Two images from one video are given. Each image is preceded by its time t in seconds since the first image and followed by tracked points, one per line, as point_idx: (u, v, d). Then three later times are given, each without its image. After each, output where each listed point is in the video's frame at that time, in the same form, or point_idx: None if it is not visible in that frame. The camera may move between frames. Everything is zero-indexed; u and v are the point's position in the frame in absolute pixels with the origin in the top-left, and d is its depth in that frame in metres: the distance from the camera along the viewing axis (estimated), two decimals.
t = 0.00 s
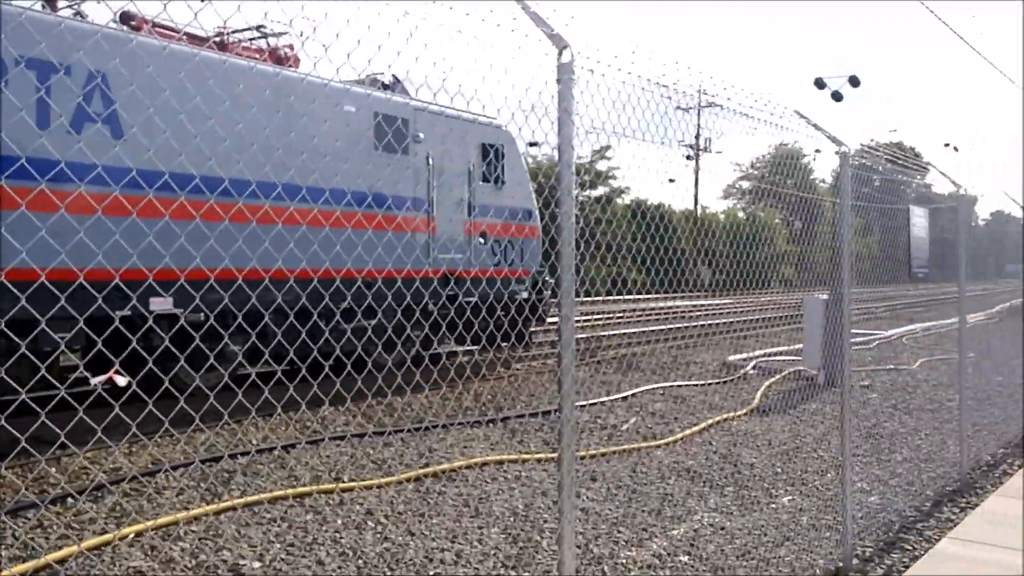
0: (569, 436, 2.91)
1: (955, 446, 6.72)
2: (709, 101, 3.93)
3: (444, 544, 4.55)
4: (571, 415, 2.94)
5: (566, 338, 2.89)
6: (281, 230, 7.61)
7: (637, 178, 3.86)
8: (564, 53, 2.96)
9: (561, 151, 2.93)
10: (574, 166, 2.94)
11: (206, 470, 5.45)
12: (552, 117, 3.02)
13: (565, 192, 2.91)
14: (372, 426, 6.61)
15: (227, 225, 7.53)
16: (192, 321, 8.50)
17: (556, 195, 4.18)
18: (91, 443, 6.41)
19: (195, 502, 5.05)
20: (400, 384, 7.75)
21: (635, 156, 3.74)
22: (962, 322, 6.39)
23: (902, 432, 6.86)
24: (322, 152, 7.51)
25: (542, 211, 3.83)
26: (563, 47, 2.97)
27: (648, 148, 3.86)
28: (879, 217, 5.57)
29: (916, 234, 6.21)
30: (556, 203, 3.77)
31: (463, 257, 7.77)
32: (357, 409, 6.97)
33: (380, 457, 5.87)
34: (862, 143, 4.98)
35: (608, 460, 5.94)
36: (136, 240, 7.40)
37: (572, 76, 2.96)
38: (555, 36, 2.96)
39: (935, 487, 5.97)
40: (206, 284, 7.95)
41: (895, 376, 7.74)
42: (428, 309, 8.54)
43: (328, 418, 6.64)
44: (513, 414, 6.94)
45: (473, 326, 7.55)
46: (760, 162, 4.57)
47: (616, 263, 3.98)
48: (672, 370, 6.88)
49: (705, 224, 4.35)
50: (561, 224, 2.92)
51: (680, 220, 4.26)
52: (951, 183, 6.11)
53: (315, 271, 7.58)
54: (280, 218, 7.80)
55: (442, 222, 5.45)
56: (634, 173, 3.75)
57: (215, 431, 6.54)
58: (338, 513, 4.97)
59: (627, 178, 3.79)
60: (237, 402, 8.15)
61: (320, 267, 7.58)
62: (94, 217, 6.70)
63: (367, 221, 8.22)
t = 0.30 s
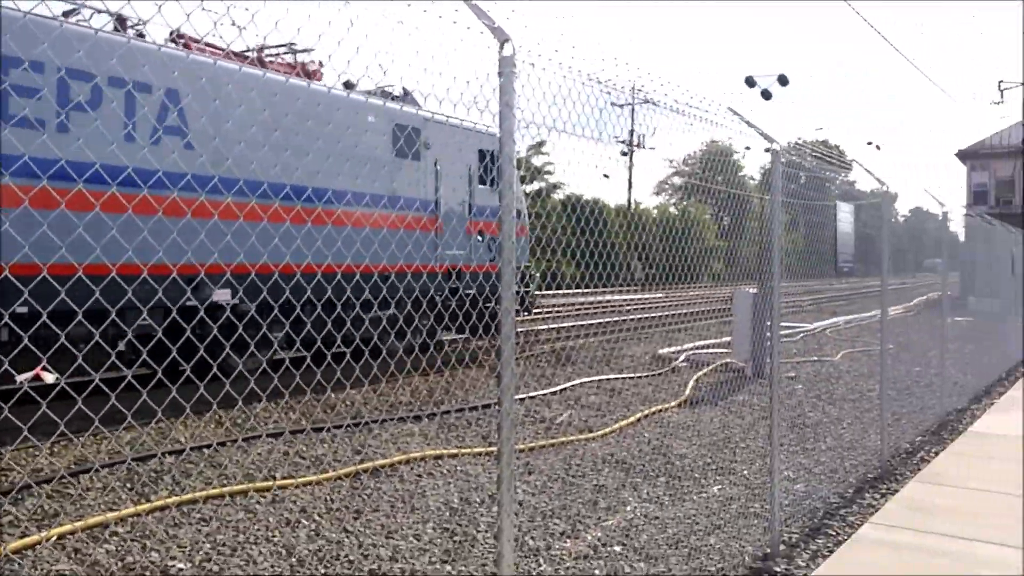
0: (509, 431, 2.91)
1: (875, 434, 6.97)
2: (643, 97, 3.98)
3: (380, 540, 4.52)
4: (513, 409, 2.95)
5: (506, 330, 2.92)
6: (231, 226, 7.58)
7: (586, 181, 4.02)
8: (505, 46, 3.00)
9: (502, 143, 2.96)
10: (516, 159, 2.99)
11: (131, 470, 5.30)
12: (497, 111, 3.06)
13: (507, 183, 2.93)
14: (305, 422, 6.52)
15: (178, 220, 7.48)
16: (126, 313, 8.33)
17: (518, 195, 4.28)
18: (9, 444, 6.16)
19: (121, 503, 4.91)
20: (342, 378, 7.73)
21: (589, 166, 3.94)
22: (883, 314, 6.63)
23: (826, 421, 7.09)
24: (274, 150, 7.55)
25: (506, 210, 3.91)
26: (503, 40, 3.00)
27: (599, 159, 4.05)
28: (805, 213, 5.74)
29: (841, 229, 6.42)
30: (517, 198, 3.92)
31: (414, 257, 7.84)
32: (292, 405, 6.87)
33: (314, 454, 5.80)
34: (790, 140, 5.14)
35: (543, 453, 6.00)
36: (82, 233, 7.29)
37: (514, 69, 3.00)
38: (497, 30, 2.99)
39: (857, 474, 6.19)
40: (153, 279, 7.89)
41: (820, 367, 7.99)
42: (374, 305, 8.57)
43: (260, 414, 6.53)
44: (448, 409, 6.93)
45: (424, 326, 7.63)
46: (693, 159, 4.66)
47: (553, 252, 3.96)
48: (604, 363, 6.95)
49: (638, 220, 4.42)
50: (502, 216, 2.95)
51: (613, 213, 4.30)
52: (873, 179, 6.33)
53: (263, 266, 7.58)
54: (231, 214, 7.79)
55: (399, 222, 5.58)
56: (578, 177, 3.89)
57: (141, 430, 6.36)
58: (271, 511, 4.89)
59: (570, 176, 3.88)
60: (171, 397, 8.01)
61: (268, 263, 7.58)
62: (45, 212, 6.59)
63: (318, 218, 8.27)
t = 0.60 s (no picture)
0: (475, 425, 2.92)
1: (833, 430, 7.10)
2: (609, 94, 3.98)
3: (342, 535, 4.50)
4: (479, 403, 2.95)
5: (474, 323, 2.91)
6: (199, 218, 7.52)
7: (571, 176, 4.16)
8: (475, 39, 2.99)
9: (471, 135, 2.95)
10: (485, 153, 2.98)
11: (88, 464, 5.21)
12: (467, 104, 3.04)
13: (474, 177, 2.92)
14: (267, 416, 6.46)
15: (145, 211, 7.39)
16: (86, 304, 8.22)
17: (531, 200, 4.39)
18: None
19: (77, 498, 4.84)
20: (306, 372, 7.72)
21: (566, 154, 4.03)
22: (843, 311, 6.76)
23: (785, 416, 7.19)
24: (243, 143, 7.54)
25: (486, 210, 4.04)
26: (474, 33, 2.99)
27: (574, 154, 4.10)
28: (769, 211, 5.82)
29: (804, 227, 6.51)
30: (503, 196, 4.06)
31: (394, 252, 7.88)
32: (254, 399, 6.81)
33: (276, 449, 5.75)
34: (755, 139, 5.22)
35: (508, 447, 6.02)
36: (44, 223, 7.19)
37: (484, 63, 2.99)
38: (468, 22, 2.98)
39: (816, 469, 6.30)
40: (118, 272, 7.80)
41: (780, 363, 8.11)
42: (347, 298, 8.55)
43: (221, 407, 6.45)
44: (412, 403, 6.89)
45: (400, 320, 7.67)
46: (658, 155, 4.70)
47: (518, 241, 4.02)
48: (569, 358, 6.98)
49: (603, 216, 4.43)
50: (470, 211, 2.94)
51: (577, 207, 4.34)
52: (835, 178, 6.44)
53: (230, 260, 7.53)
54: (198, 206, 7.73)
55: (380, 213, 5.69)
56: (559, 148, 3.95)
57: (98, 423, 6.26)
58: (231, 506, 4.84)
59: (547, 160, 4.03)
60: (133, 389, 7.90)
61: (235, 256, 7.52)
62: (11, 201, 6.49)
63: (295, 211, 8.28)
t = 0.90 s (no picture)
0: (463, 423, 2.92)
1: (820, 431, 7.13)
2: (602, 93, 3.98)
3: (328, 532, 4.50)
4: (469, 401, 2.95)
5: (465, 320, 2.91)
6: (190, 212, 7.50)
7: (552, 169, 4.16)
8: (471, 36, 2.98)
9: (464, 132, 2.94)
10: (478, 151, 2.97)
11: (73, 459, 5.19)
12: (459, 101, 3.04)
13: (468, 174, 2.91)
14: (255, 412, 6.44)
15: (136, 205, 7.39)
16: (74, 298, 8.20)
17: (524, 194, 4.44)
18: None
19: (62, 493, 4.82)
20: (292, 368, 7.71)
21: (555, 152, 4.04)
22: (832, 313, 6.80)
23: (773, 416, 7.22)
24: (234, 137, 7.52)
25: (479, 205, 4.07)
26: (469, 30, 2.99)
27: (565, 150, 4.11)
28: (759, 213, 5.84)
29: (795, 229, 6.54)
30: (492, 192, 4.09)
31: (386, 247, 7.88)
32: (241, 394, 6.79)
33: (263, 445, 5.73)
34: (746, 140, 5.23)
35: (495, 446, 6.05)
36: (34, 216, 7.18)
37: (478, 60, 2.98)
38: (463, 19, 2.97)
39: (802, 469, 6.34)
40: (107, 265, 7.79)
41: (769, 363, 8.13)
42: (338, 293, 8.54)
43: (208, 402, 6.43)
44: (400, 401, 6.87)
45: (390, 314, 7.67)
46: (648, 154, 4.71)
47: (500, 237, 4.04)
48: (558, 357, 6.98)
49: (592, 214, 4.43)
50: (462, 209, 2.93)
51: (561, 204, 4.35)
52: (826, 180, 6.46)
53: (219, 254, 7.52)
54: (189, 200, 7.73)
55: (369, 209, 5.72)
56: (550, 140, 3.97)
57: (84, 418, 6.23)
58: (218, 502, 4.83)
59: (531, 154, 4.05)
60: (120, 383, 7.87)
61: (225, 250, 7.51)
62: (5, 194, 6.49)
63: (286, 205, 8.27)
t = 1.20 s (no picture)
0: (463, 419, 2.92)
1: (817, 430, 7.14)
2: (599, 91, 3.97)
3: (325, 529, 4.50)
4: (467, 399, 2.95)
5: (464, 316, 2.90)
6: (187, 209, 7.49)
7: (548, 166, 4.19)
8: (469, 33, 2.98)
9: (463, 129, 2.94)
10: (478, 148, 2.97)
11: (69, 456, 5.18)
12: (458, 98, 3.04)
13: (467, 172, 2.92)
14: (253, 409, 6.44)
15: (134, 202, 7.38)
16: (70, 294, 8.19)
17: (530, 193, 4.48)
18: None
19: (59, 490, 4.82)
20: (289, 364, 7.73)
21: (552, 150, 4.07)
22: (829, 311, 6.81)
23: (770, 415, 7.22)
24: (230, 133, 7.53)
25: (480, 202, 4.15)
26: (468, 27, 2.98)
27: (560, 149, 4.13)
28: (756, 211, 5.84)
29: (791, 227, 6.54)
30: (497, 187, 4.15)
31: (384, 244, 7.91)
32: (238, 392, 6.78)
33: (260, 443, 5.73)
34: (743, 139, 5.24)
35: (493, 444, 6.06)
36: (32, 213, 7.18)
37: (477, 57, 2.98)
38: (462, 16, 2.96)
39: (798, 468, 6.35)
40: (104, 262, 7.79)
41: (766, 362, 8.13)
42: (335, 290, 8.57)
43: (205, 399, 6.43)
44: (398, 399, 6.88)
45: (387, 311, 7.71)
46: (646, 153, 4.71)
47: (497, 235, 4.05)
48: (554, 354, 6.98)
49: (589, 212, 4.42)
50: (461, 206, 2.93)
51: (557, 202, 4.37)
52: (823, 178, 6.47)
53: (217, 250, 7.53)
54: (187, 197, 7.75)
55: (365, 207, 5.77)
56: (549, 139, 3.99)
57: (81, 415, 6.22)
58: (214, 500, 4.82)
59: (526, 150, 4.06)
60: (116, 381, 7.86)
61: (223, 247, 7.53)
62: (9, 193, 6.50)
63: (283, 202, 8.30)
